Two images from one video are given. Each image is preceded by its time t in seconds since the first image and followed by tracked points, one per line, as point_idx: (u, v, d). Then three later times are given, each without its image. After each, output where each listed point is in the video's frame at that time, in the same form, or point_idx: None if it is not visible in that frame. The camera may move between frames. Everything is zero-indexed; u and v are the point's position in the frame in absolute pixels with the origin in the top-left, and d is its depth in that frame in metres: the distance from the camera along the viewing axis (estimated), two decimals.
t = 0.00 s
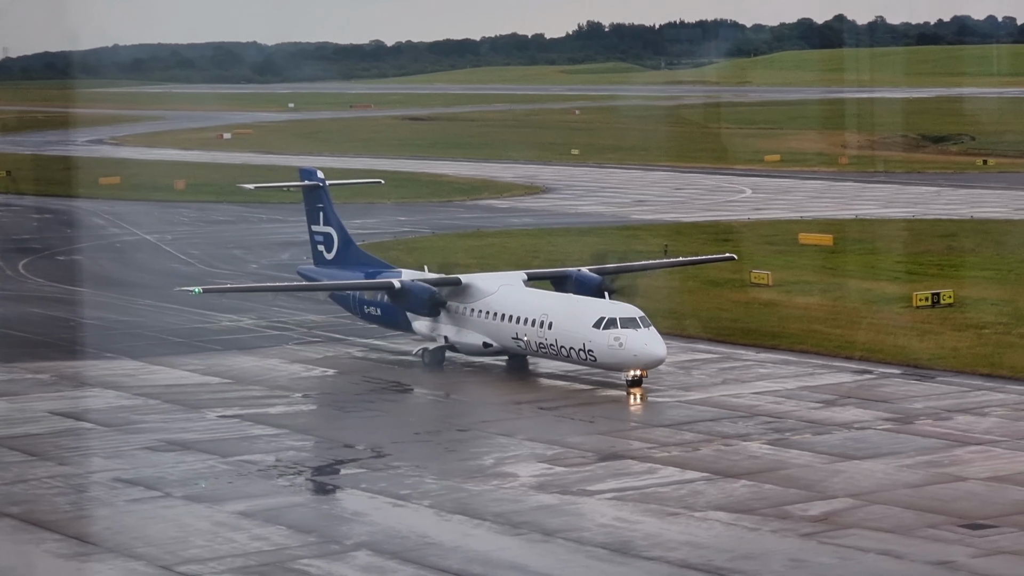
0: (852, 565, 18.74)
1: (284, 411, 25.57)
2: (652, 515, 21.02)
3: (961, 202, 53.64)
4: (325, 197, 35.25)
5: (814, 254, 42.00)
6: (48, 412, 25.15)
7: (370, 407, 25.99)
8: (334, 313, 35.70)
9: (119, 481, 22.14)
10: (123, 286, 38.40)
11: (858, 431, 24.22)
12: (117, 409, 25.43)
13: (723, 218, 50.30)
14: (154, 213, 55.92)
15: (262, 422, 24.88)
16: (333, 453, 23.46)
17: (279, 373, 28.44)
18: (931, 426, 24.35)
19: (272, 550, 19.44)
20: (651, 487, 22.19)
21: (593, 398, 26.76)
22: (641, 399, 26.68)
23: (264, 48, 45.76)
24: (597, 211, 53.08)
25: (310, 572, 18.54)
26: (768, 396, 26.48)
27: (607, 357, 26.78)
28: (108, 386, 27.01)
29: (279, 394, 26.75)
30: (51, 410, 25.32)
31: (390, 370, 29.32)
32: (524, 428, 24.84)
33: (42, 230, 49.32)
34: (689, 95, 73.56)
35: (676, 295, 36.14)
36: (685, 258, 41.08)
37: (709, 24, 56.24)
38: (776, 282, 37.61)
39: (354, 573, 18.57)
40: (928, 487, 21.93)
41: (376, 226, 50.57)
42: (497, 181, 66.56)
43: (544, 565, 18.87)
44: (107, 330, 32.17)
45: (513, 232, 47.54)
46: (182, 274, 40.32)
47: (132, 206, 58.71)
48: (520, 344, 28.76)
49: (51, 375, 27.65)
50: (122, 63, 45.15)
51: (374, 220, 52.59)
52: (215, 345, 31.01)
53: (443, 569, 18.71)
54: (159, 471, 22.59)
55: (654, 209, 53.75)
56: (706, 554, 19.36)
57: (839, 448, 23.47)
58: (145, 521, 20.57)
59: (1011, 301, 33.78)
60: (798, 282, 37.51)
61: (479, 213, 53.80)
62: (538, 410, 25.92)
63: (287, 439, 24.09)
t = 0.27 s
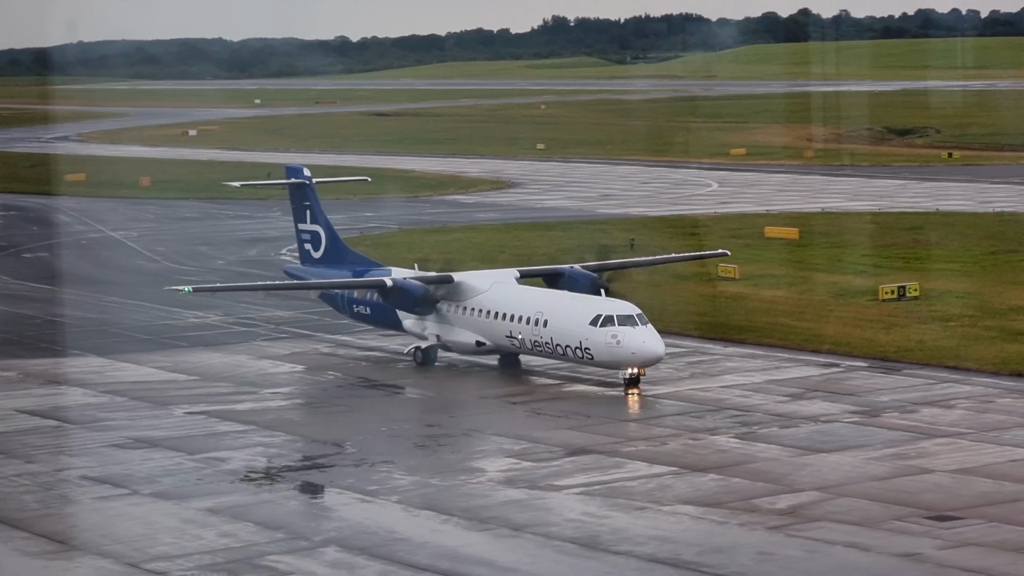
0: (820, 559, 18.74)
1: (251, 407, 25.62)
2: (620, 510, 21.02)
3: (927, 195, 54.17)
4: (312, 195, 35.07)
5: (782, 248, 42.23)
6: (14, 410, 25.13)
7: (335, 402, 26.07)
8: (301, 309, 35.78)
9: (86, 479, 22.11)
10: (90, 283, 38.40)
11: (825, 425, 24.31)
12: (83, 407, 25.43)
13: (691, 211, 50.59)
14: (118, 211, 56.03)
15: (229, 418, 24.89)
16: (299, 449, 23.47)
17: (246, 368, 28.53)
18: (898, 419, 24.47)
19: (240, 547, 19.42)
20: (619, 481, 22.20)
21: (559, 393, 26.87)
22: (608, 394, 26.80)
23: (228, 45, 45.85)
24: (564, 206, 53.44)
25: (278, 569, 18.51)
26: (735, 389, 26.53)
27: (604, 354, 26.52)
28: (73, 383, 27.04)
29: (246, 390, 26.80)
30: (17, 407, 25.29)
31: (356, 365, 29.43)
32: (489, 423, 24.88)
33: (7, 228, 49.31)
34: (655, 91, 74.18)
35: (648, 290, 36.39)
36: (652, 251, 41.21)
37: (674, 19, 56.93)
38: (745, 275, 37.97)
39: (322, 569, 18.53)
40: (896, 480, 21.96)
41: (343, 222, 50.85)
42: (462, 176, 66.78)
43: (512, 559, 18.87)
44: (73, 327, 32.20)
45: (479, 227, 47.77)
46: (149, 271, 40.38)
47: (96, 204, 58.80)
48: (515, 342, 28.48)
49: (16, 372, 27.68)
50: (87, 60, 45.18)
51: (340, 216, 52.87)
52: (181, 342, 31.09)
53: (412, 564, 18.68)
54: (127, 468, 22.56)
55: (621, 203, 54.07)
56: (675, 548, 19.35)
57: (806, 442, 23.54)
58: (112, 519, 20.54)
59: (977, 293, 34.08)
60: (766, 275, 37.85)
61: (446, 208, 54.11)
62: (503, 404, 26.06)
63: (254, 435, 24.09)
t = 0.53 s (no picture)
0: (772, 550, 18.77)
1: (204, 404, 25.68)
2: (574, 504, 21.01)
3: (877, 187, 54.83)
4: (284, 190, 33.90)
5: (732, 240, 42.70)
6: None
7: (289, 398, 26.17)
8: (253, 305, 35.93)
9: (38, 477, 22.04)
10: (41, 282, 38.39)
11: (777, 417, 24.46)
12: (35, 405, 25.41)
13: (642, 205, 51.02)
14: (67, 208, 56.08)
15: (182, 415, 24.91)
16: (253, 445, 23.50)
17: (199, 365, 28.65)
18: (849, 410, 24.68)
19: (194, 544, 19.36)
20: (573, 475, 22.23)
21: (512, 387, 27.18)
22: (561, 388, 27.03)
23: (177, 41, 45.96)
24: (515, 200, 53.85)
25: (232, 566, 18.46)
26: (689, 382, 26.90)
27: (588, 353, 26.28)
28: (25, 381, 27.06)
29: (199, 386, 26.88)
30: None
31: (311, 360, 29.58)
32: (441, 416, 25.07)
33: None
34: (606, 86, 74.83)
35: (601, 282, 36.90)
36: (603, 244, 41.52)
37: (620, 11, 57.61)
38: (697, 268, 38.50)
39: (276, 565, 18.49)
40: (847, 471, 22.03)
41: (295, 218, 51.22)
42: (414, 171, 67.06)
43: (467, 554, 18.84)
44: (23, 326, 32.21)
45: (431, 221, 48.07)
46: (101, 270, 40.39)
47: (48, 201, 58.82)
48: (496, 341, 28.22)
49: None
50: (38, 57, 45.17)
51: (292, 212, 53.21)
52: (133, 339, 31.16)
53: (365, 560, 18.64)
54: (79, 466, 22.51)
55: (571, 197, 54.50)
56: (628, 541, 19.34)
57: (758, 434, 23.63)
58: (64, 517, 20.46)
59: (926, 285, 34.59)
60: (717, 267, 38.38)
61: (398, 203, 54.45)
62: (455, 398, 26.32)
63: (208, 431, 24.10)
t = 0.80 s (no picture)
0: (731, 543, 18.67)
1: (163, 402, 25.77)
2: (534, 499, 20.90)
3: (833, 179, 55.32)
4: (265, 189, 33.10)
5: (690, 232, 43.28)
6: None
7: (249, 395, 26.27)
8: (212, 302, 36.06)
9: None
10: None
11: (736, 410, 24.64)
12: None
13: (599, 199, 51.38)
14: (24, 206, 56.17)
15: (142, 413, 24.96)
16: (212, 442, 23.51)
17: (157, 363, 28.76)
18: (807, 403, 24.87)
19: (153, 541, 19.21)
20: (533, 470, 22.18)
21: (471, 384, 27.39)
22: (520, 385, 27.25)
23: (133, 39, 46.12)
24: (473, 195, 54.24)
25: (191, 563, 18.31)
26: (648, 376, 27.26)
27: (578, 351, 25.82)
28: None
29: (158, 384, 27.00)
30: None
31: (272, 357, 29.70)
32: (400, 412, 25.27)
33: None
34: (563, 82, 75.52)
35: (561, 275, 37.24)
36: (563, 239, 42.07)
37: None
38: (656, 262, 38.95)
39: (236, 562, 18.33)
40: (807, 464, 22.01)
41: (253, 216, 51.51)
42: (371, 166, 67.25)
43: (427, 549, 18.69)
44: None
45: (389, 218, 48.36)
46: (59, 269, 40.43)
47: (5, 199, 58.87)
48: (483, 339, 27.73)
49: None
50: None
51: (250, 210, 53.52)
52: (91, 337, 31.24)
53: (325, 556, 18.49)
54: (38, 465, 22.40)
55: (528, 192, 54.90)
56: (588, 535, 19.20)
57: (717, 428, 23.70)
58: (22, 515, 20.32)
59: (884, 278, 35.22)
60: (675, 262, 38.83)
61: (356, 199, 54.77)
62: (414, 394, 26.47)
63: (167, 429, 24.12)
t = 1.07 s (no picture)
0: (703, 537, 18.65)
1: (133, 399, 25.79)
2: (506, 494, 20.86)
3: (802, 172, 55.47)
4: (258, 188, 32.38)
5: (660, 225, 43.44)
6: None
7: (220, 392, 26.28)
8: (182, 298, 36.06)
9: None
10: None
11: (708, 405, 24.72)
12: None
13: (567, 194, 51.47)
14: None
15: (112, 411, 24.96)
16: (183, 439, 23.51)
17: (128, 360, 28.77)
18: (778, 397, 24.95)
19: (124, 539, 19.15)
20: (504, 465, 22.19)
21: (442, 380, 27.46)
22: (490, 381, 27.32)
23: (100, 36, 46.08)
24: (443, 190, 54.33)
25: (163, 560, 18.25)
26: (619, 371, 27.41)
27: (581, 350, 25.42)
28: None
29: (128, 381, 27.02)
30: None
31: (243, 353, 29.72)
32: (371, 408, 25.34)
33: None
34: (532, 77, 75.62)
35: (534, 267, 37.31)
36: (533, 234, 42.22)
37: None
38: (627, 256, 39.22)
39: (207, 559, 18.27)
40: (777, 457, 22.03)
41: (223, 212, 51.57)
42: (341, 162, 67.21)
43: (400, 545, 18.64)
44: None
45: (360, 213, 48.40)
46: (28, 267, 40.40)
47: None
48: (484, 338, 27.34)
49: None
50: None
51: (219, 207, 53.57)
52: (61, 334, 31.25)
53: (297, 552, 18.43)
54: (8, 463, 22.34)
55: (498, 187, 54.96)
56: (560, 530, 19.16)
57: (688, 423, 23.74)
58: None
59: (854, 271, 35.33)
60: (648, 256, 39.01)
61: (326, 195, 54.84)
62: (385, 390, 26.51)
63: (138, 427, 24.11)
